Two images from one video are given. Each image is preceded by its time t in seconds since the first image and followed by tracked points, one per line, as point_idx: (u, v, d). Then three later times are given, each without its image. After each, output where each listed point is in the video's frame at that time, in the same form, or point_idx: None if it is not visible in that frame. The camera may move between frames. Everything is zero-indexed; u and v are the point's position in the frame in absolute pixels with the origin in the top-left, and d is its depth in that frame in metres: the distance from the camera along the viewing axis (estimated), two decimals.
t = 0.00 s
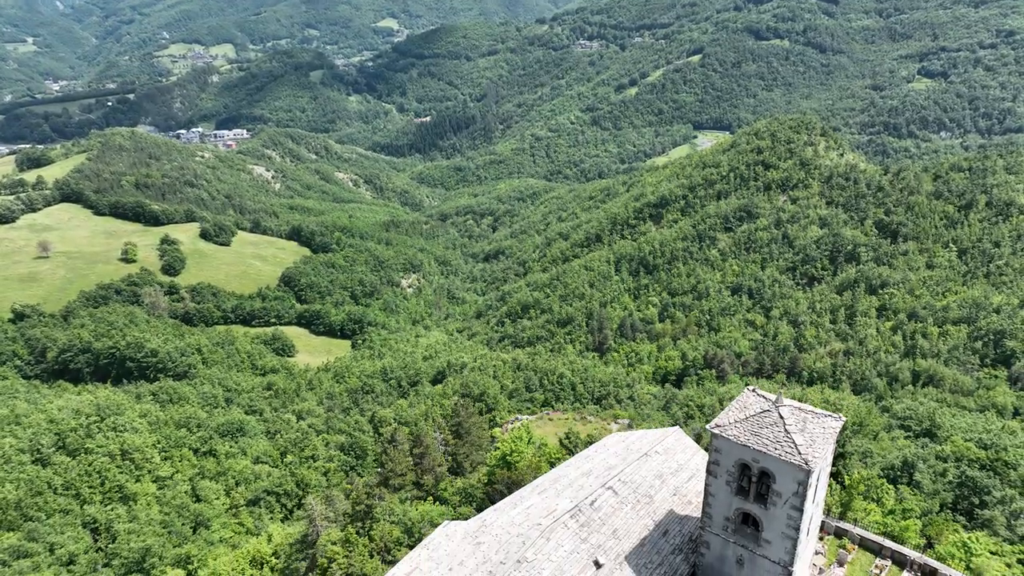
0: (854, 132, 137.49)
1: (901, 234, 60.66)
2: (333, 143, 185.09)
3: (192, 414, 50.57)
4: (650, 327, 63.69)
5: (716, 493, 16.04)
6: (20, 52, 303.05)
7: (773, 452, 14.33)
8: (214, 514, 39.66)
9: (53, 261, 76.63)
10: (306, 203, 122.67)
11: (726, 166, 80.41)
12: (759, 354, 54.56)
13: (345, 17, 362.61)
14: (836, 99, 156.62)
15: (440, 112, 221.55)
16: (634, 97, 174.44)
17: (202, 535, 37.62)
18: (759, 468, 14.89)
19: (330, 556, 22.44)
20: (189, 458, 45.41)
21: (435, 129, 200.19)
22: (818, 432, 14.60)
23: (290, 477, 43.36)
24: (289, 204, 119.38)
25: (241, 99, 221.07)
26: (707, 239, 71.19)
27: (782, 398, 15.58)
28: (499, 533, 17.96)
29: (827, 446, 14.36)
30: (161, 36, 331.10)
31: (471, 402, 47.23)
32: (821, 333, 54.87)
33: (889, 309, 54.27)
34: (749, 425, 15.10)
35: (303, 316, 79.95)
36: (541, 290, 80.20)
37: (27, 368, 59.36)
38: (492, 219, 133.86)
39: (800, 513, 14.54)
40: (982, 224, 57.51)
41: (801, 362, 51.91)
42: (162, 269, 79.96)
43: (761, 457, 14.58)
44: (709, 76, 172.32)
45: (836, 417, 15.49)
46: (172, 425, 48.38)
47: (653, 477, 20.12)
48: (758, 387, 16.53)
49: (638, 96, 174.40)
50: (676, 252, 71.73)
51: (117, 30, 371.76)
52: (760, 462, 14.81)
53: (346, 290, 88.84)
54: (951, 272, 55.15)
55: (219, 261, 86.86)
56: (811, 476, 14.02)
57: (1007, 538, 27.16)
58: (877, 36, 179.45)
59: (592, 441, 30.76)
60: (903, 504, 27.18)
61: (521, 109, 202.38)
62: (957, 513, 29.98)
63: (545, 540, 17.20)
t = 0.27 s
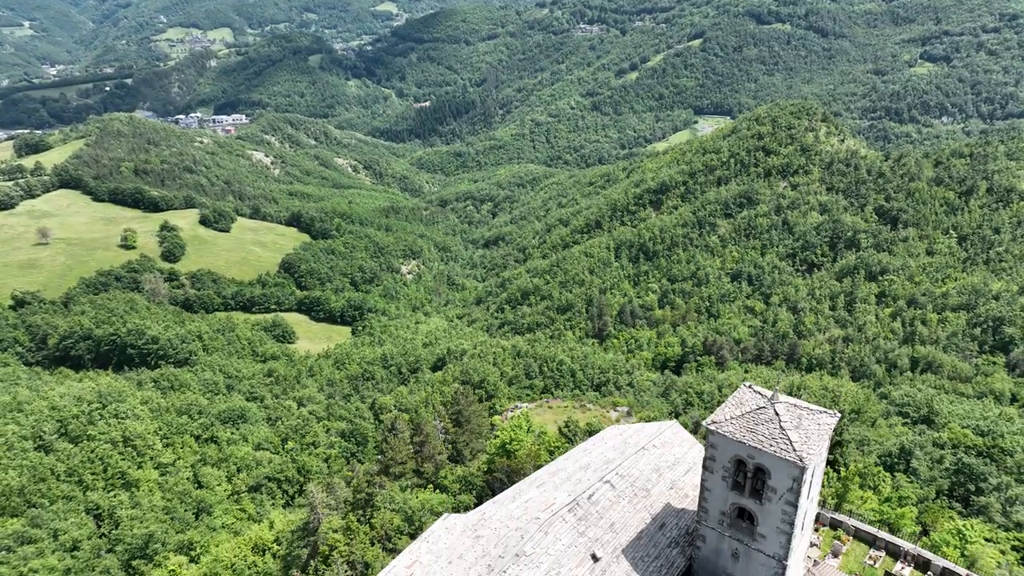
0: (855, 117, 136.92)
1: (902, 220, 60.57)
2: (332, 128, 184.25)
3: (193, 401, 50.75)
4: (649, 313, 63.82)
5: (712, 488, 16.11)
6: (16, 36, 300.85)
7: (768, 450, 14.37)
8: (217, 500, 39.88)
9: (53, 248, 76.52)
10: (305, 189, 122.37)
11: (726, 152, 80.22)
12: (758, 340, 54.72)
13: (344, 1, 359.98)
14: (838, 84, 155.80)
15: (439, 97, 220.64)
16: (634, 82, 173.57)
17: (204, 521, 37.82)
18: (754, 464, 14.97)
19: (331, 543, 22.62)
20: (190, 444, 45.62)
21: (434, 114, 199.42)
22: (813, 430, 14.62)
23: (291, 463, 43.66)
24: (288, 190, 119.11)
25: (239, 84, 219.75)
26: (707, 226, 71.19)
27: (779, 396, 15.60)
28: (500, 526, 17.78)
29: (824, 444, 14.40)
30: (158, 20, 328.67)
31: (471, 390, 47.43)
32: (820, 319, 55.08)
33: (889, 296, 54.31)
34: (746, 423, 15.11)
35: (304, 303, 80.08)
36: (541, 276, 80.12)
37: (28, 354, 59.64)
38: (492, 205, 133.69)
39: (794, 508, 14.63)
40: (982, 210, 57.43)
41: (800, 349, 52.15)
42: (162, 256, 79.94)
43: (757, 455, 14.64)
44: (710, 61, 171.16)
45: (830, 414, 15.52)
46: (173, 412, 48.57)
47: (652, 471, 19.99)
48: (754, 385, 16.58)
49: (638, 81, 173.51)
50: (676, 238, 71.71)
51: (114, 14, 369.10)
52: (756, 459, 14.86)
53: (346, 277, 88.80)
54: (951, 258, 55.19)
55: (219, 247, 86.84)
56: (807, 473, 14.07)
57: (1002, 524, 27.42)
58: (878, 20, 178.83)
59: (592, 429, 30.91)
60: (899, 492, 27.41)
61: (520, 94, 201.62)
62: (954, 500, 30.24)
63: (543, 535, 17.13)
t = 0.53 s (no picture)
0: (856, 102, 136.46)
1: (902, 207, 60.55)
2: (331, 113, 183.49)
3: (193, 387, 50.94)
4: (649, 300, 63.94)
5: (706, 482, 15.17)
6: (13, 20, 298.69)
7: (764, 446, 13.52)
8: (218, 486, 40.10)
9: (52, 234, 76.44)
10: (305, 174, 122.08)
11: (727, 138, 79.99)
12: (757, 327, 54.81)
13: None
14: (839, 69, 154.97)
15: (439, 81, 219.71)
16: (635, 67, 172.66)
17: (206, 508, 38.08)
18: (749, 459, 14.08)
19: (333, 531, 22.79)
20: (191, 431, 45.85)
21: (434, 99, 198.67)
22: (808, 424, 13.80)
23: (292, 450, 43.87)
24: (287, 176, 118.85)
25: (237, 68, 218.49)
26: (707, 212, 71.12)
27: (773, 390, 14.73)
28: (498, 520, 16.65)
29: (820, 439, 13.58)
30: (155, 4, 326.27)
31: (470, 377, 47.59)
32: (819, 306, 55.19)
33: (888, 283, 54.37)
34: (741, 418, 14.22)
35: (304, 289, 80.18)
36: (541, 263, 80.17)
37: (29, 341, 59.84)
38: (492, 191, 133.52)
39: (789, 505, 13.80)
40: (983, 196, 57.37)
41: (799, 335, 52.28)
42: (162, 242, 79.92)
43: (751, 451, 13.78)
44: (710, 45, 170.04)
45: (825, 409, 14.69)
46: (174, 399, 48.79)
47: (648, 465, 18.94)
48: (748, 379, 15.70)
49: (638, 66, 172.61)
50: (676, 225, 71.65)
51: None
52: (751, 455, 13.98)
53: (346, 263, 88.85)
54: (951, 245, 55.17)
55: (218, 234, 86.79)
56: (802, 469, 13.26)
57: (998, 511, 27.61)
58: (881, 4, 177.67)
59: (591, 418, 31.04)
60: (896, 479, 27.54)
61: (520, 78, 200.80)
62: (950, 487, 30.44)
63: (542, 528, 16.08)
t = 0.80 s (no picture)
0: (858, 87, 136.09)
1: (902, 193, 60.48)
2: (330, 97, 182.58)
3: (194, 374, 51.16)
4: (648, 286, 64.02)
5: (701, 477, 14.93)
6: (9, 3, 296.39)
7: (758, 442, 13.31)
8: (220, 472, 40.26)
9: (52, 220, 76.34)
10: (304, 160, 121.69)
11: (727, 123, 79.66)
12: (757, 313, 54.91)
13: None
14: (841, 53, 153.95)
15: (438, 66, 218.49)
16: (636, 51, 171.56)
17: (208, 494, 38.24)
18: (744, 455, 13.86)
19: (334, 519, 23.00)
20: (193, 417, 46.04)
21: (433, 84, 197.72)
22: (803, 419, 13.55)
23: (293, 436, 44.12)
24: (286, 161, 118.48)
25: (236, 52, 217.07)
26: (707, 198, 71.04)
27: (770, 385, 14.46)
28: (497, 513, 16.29)
29: (814, 435, 13.35)
30: None
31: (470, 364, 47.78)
32: (819, 293, 55.29)
33: (887, 270, 54.39)
34: (737, 413, 14.01)
35: (304, 276, 80.24)
36: (540, 249, 80.12)
37: (30, 327, 60.00)
38: (492, 176, 133.20)
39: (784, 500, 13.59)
40: (983, 182, 57.28)
41: (798, 322, 52.38)
42: (161, 228, 79.88)
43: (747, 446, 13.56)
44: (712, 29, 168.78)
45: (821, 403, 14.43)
46: (176, 385, 49.02)
47: (645, 457, 18.64)
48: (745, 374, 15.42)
49: (639, 50, 171.49)
50: (676, 211, 71.56)
51: None
52: (746, 451, 13.77)
53: (346, 249, 88.81)
54: (951, 231, 55.10)
55: (218, 220, 86.70)
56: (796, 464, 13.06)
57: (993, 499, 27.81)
58: None
59: (590, 407, 31.24)
60: (892, 467, 27.78)
61: (520, 63, 199.66)
62: (946, 474, 30.64)
63: (539, 521, 15.65)
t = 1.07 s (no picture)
0: (860, 72, 135.62)
1: (903, 179, 60.34)
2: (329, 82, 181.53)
3: (195, 361, 51.34)
4: (648, 273, 64.08)
5: (697, 471, 15.10)
6: None
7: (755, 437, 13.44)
8: (222, 458, 40.52)
9: (51, 206, 76.19)
10: (303, 145, 121.20)
11: (728, 109, 79.31)
12: (756, 300, 55.00)
13: None
14: (843, 37, 152.83)
15: (438, 49, 217.10)
16: (636, 35, 170.40)
17: (210, 480, 38.48)
18: (739, 450, 14.02)
19: (335, 506, 23.22)
20: (194, 403, 46.24)
21: (433, 68, 196.70)
22: (799, 414, 13.71)
23: (294, 423, 44.35)
24: (285, 146, 118.01)
25: (233, 36, 215.60)
26: (707, 184, 70.90)
27: (766, 381, 14.58)
28: (495, 506, 16.50)
29: (809, 430, 13.50)
30: None
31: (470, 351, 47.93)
32: (818, 279, 55.36)
33: (887, 256, 54.40)
34: (733, 409, 14.13)
35: (304, 262, 80.24)
36: (540, 235, 80.02)
37: (31, 313, 60.13)
38: (491, 162, 132.82)
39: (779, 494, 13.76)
40: (984, 168, 57.15)
41: (797, 308, 52.49)
42: (161, 214, 79.80)
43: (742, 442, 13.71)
44: (713, 13, 167.48)
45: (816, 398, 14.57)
46: (177, 372, 49.17)
47: (642, 450, 18.76)
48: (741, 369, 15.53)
49: (640, 34, 170.29)
50: (676, 196, 71.45)
51: None
52: (742, 446, 13.92)
53: (346, 235, 88.75)
54: (951, 218, 55.01)
55: (217, 206, 86.56)
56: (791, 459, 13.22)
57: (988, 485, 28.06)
58: None
59: (589, 395, 31.44)
60: (889, 455, 28.02)
61: (520, 47, 198.29)
62: (942, 460, 30.86)
63: (538, 514, 15.81)
